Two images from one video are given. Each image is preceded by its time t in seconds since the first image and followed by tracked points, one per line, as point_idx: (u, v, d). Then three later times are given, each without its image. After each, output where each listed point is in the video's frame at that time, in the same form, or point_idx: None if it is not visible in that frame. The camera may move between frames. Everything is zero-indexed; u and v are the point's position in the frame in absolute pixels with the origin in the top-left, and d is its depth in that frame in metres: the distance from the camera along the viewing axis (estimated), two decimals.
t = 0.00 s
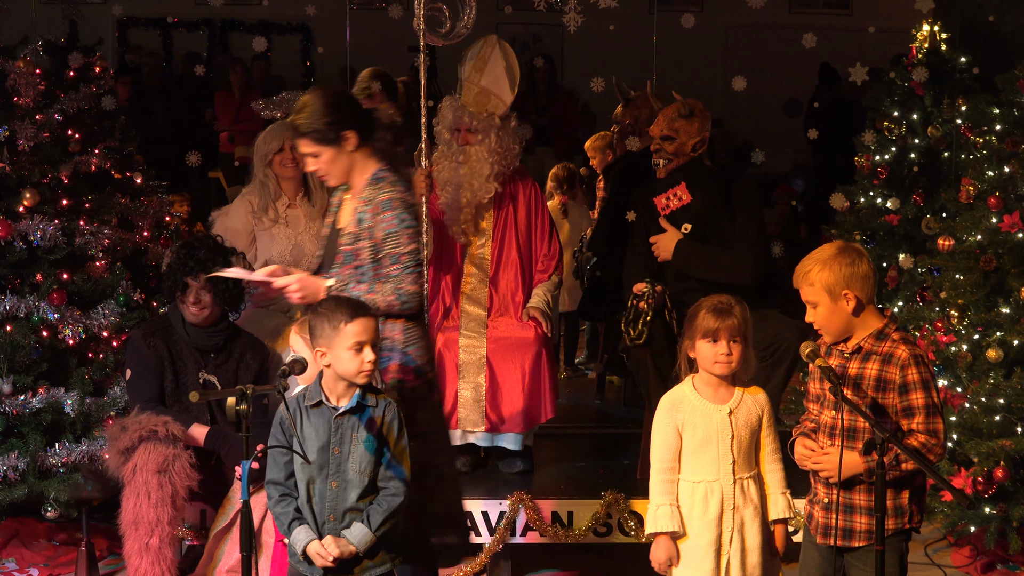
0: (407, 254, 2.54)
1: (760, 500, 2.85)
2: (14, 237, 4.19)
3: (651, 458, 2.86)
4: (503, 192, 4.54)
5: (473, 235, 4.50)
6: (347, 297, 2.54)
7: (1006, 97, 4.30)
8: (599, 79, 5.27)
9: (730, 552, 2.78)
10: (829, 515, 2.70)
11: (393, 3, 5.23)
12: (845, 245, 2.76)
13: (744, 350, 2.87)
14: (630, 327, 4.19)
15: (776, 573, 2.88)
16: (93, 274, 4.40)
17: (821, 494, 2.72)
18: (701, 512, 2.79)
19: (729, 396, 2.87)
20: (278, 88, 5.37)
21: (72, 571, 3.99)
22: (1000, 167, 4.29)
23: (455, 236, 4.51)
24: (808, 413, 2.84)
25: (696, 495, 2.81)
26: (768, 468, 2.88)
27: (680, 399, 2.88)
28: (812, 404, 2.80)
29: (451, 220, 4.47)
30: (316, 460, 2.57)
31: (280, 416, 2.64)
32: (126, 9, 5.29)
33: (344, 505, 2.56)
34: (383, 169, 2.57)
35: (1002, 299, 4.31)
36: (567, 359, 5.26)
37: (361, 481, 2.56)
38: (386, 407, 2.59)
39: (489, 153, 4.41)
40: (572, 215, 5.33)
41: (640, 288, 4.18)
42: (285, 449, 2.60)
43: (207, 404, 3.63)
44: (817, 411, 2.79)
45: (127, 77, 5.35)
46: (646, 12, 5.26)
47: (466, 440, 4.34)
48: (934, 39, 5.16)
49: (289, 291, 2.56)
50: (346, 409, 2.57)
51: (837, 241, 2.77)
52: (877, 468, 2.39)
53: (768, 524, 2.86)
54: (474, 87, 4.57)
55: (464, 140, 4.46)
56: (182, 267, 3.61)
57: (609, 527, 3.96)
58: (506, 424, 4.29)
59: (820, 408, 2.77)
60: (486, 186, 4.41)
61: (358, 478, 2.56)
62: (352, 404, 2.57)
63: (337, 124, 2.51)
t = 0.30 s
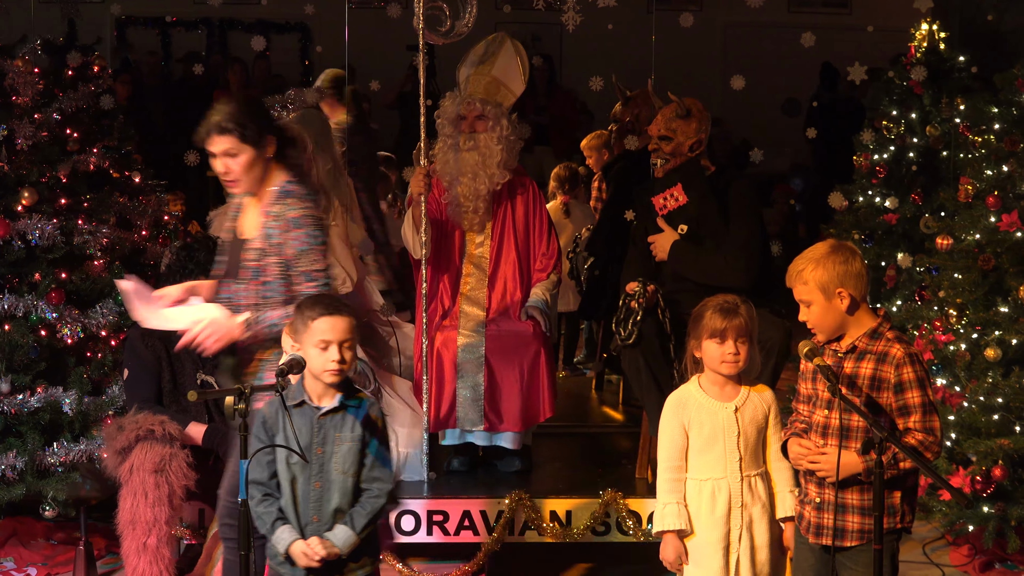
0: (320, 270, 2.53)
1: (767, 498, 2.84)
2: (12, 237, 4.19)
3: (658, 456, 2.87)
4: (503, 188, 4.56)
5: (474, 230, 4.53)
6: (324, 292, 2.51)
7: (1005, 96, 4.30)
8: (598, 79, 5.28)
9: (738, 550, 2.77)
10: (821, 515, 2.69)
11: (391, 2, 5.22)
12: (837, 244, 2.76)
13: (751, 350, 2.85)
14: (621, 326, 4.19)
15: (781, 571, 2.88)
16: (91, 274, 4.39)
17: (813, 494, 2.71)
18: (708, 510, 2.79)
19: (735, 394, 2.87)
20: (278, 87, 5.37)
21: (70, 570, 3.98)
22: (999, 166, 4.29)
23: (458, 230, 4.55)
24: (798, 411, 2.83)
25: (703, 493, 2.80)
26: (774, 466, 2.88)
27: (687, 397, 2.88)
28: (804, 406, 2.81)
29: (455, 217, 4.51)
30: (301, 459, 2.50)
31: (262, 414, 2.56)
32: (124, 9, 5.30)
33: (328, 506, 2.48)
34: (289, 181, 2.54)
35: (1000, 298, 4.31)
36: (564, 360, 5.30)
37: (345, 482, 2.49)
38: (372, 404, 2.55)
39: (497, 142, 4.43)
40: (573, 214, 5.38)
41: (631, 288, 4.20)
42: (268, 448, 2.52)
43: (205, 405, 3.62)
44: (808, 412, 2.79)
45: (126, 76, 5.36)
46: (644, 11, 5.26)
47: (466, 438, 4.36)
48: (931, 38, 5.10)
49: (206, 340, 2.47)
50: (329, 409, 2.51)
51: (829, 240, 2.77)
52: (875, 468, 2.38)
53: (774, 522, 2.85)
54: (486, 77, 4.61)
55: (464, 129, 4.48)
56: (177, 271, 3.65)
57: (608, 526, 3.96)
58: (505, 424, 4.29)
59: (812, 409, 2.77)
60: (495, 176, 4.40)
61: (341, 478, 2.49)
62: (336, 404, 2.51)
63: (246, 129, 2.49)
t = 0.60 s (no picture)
0: (201, 285, 2.52)
1: (771, 500, 2.84)
2: (11, 236, 4.21)
3: (663, 458, 2.87)
4: (502, 187, 4.55)
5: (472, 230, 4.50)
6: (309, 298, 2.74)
7: (1003, 96, 4.30)
8: (596, 79, 5.28)
9: (741, 551, 2.77)
10: (812, 514, 2.70)
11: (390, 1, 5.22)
12: (833, 242, 2.77)
13: (754, 350, 2.85)
14: (626, 326, 4.17)
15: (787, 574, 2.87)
16: (89, 274, 4.36)
17: (804, 493, 2.72)
18: (711, 511, 2.79)
19: (739, 395, 2.87)
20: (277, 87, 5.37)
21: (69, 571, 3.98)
22: (997, 167, 4.29)
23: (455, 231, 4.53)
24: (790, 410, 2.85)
25: (707, 494, 2.80)
26: (778, 466, 2.88)
27: (691, 397, 2.88)
28: (798, 403, 2.80)
29: (451, 216, 4.47)
30: (279, 462, 2.64)
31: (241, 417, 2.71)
32: (122, 8, 5.30)
33: (306, 507, 2.63)
34: (202, 193, 2.57)
35: (999, 298, 4.31)
36: (563, 359, 5.39)
37: (322, 484, 2.64)
38: (348, 407, 2.71)
39: (498, 139, 4.43)
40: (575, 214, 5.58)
41: (638, 289, 4.17)
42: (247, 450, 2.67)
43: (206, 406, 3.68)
44: (802, 409, 2.79)
45: (125, 76, 5.32)
46: (642, 11, 5.26)
47: (463, 439, 4.37)
48: (931, 39, 5.04)
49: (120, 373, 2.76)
50: (307, 411, 2.67)
51: (826, 238, 2.77)
52: (875, 469, 2.38)
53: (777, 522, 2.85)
54: (485, 76, 4.52)
55: (464, 128, 4.47)
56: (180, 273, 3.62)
57: (607, 526, 3.96)
58: (503, 424, 4.30)
59: (805, 407, 2.77)
60: (495, 173, 4.41)
61: (318, 480, 2.64)
62: (315, 406, 2.67)
63: (171, 130, 2.53)
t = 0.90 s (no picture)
0: (127, 298, 2.46)
1: (762, 501, 2.84)
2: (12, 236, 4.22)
3: (656, 455, 2.86)
4: (500, 186, 4.54)
5: (472, 231, 4.51)
6: (308, 297, 2.82)
7: (1003, 96, 4.30)
8: (596, 79, 5.28)
9: (728, 550, 2.78)
10: (804, 512, 2.73)
11: (389, 2, 5.24)
12: (853, 240, 2.77)
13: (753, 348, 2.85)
14: (642, 329, 4.18)
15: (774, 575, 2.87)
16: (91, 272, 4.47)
17: (798, 490, 2.74)
18: (700, 511, 2.80)
19: (735, 394, 2.86)
20: (277, 87, 5.36)
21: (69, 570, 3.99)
22: (997, 166, 4.28)
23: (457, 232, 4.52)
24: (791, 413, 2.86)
25: (697, 493, 2.81)
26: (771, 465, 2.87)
27: (687, 395, 2.87)
28: (801, 400, 2.80)
29: (454, 218, 4.46)
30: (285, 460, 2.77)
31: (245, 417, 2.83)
32: (123, 8, 5.30)
33: (312, 505, 2.76)
34: (110, 206, 2.50)
35: (998, 297, 4.31)
36: (563, 359, 5.29)
37: (328, 481, 2.76)
38: (352, 403, 2.82)
39: (493, 142, 4.43)
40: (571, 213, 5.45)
41: (654, 290, 4.19)
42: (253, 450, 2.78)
43: (206, 407, 3.67)
44: (802, 407, 2.79)
45: (124, 76, 5.34)
46: (642, 11, 5.27)
47: (463, 439, 4.33)
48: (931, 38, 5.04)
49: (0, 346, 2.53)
50: (310, 408, 2.78)
51: (848, 235, 2.78)
52: (875, 471, 2.39)
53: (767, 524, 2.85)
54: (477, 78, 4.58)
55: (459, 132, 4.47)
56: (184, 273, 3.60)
57: (607, 526, 3.96)
58: (502, 424, 4.30)
59: (805, 405, 2.77)
60: (493, 175, 4.41)
61: (324, 477, 2.77)
62: (317, 403, 2.79)
63: (74, 139, 2.46)
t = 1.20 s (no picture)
0: (69, 313, 2.37)
1: (749, 502, 2.85)
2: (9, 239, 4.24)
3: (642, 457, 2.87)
4: (492, 183, 4.54)
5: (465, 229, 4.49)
6: (308, 295, 2.74)
7: (996, 97, 4.28)
8: (590, 79, 5.26)
9: (717, 552, 2.79)
10: (790, 510, 2.75)
11: (383, 2, 5.22)
12: (858, 241, 2.78)
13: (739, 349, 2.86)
14: (637, 328, 4.22)
15: (760, 575, 2.88)
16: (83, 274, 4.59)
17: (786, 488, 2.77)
18: (688, 513, 2.80)
19: (722, 396, 2.86)
20: (270, 87, 5.38)
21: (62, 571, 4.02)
22: (990, 167, 4.29)
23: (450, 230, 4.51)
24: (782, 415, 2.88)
25: (685, 495, 2.81)
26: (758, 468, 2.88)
27: (674, 397, 2.87)
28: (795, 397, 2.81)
29: (449, 214, 4.44)
30: (282, 458, 2.66)
31: (246, 413, 2.72)
32: (116, 9, 5.32)
33: (308, 505, 2.64)
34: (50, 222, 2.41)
35: (991, 298, 4.33)
36: (557, 359, 5.23)
37: (324, 481, 2.64)
38: (356, 404, 2.71)
39: (493, 141, 4.39)
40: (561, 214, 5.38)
41: (644, 288, 4.19)
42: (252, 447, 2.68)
43: (199, 408, 3.69)
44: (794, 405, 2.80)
45: (117, 77, 5.39)
46: (636, 11, 5.27)
47: (456, 439, 4.34)
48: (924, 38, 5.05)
49: None
50: (310, 407, 2.67)
51: (853, 235, 2.79)
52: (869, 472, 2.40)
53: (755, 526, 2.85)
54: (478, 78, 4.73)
55: (453, 128, 4.43)
56: (191, 271, 3.63)
57: (600, 526, 3.97)
58: (495, 424, 4.31)
59: (796, 403, 2.79)
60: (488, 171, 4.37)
61: (321, 477, 2.64)
62: (318, 402, 2.67)
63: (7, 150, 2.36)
